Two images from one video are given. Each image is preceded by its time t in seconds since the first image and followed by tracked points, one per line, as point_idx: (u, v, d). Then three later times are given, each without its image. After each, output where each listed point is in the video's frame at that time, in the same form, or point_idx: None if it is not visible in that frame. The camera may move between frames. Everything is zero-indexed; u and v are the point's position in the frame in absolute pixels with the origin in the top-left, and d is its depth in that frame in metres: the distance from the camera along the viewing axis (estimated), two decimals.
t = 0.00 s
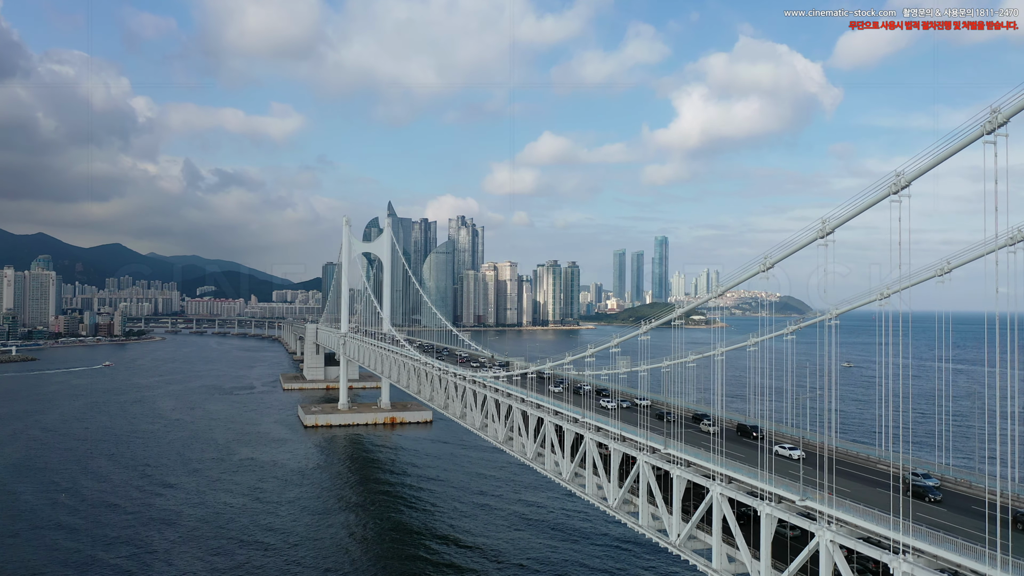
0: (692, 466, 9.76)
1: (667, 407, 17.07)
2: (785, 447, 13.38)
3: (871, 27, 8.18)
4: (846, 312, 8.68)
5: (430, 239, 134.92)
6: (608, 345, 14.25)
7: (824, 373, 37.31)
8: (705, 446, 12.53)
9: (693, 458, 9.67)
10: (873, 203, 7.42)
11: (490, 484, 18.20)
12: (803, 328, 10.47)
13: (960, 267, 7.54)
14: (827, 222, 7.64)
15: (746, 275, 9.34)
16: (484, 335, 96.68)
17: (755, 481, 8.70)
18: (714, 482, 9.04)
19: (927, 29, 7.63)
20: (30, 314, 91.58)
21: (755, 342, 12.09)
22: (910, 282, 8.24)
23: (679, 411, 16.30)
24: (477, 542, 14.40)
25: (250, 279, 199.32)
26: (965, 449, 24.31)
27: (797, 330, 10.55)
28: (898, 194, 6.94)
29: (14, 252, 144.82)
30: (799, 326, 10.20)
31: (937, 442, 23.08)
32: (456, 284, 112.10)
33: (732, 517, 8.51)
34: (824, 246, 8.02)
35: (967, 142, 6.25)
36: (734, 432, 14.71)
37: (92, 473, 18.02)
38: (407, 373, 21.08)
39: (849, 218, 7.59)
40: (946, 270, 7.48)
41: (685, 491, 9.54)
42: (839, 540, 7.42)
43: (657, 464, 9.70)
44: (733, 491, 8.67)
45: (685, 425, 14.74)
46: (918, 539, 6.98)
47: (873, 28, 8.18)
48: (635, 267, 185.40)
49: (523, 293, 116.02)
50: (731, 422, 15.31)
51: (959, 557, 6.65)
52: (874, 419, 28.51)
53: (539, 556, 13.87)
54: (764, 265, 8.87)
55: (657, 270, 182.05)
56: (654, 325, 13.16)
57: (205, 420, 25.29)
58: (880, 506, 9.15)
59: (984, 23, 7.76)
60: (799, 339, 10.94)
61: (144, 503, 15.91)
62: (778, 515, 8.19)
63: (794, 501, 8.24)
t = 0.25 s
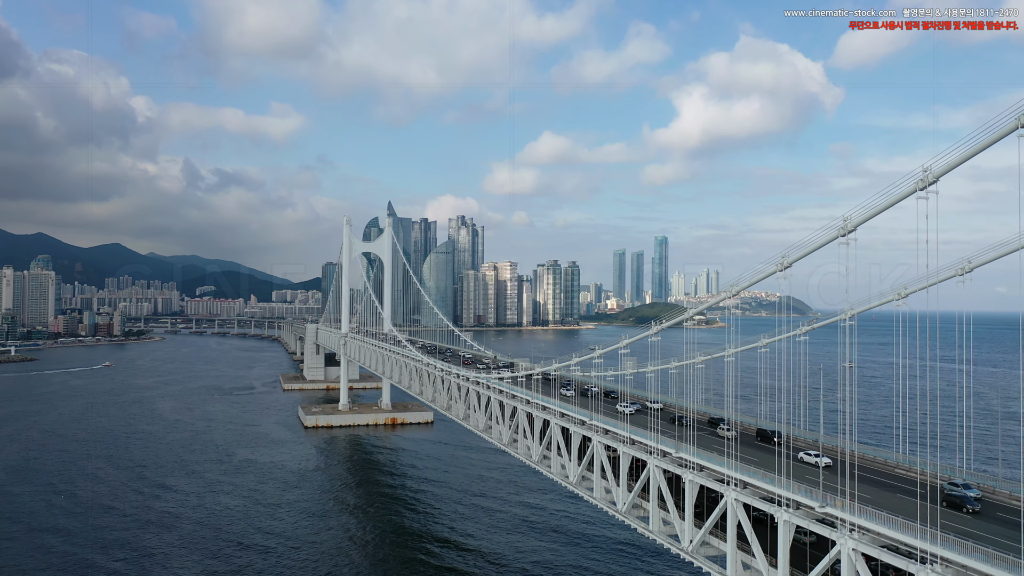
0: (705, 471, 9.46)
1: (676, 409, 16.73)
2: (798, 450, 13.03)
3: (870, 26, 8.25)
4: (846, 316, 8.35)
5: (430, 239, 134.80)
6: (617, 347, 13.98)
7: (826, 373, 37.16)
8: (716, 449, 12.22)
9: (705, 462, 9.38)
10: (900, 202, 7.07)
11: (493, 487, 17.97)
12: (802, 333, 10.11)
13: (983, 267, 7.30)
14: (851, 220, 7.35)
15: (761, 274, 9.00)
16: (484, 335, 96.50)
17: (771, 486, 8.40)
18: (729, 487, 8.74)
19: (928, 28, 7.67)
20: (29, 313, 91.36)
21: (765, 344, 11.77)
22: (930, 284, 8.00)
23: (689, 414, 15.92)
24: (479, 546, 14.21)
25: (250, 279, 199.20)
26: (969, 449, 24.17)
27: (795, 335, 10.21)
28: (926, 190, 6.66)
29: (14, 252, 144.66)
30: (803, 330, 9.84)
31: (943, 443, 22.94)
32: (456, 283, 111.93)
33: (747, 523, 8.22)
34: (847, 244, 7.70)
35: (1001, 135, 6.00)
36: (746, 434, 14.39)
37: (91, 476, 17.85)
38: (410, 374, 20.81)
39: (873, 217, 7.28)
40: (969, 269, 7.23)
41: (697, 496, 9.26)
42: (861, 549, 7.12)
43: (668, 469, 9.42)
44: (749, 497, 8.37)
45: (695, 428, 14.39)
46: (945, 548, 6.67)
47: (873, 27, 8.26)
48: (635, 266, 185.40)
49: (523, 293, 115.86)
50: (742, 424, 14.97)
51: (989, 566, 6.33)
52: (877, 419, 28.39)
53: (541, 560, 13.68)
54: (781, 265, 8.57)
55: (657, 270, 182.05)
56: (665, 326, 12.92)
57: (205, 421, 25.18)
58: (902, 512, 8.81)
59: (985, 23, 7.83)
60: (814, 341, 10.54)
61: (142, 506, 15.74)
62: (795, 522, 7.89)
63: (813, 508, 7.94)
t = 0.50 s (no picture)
0: (718, 475, 9.22)
1: (685, 411, 16.45)
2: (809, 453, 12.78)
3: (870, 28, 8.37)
4: (861, 317, 8.11)
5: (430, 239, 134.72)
6: (627, 347, 13.71)
7: (827, 373, 37.07)
8: (726, 452, 11.98)
9: (718, 466, 9.14)
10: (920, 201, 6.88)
11: (495, 491, 17.72)
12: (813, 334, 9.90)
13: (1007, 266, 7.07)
14: (874, 216, 7.16)
15: (777, 275, 8.80)
16: (485, 335, 96.32)
17: (787, 491, 8.16)
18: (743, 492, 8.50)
19: (927, 29, 7.77)
20: (28, 314, 91.25)
21: (776, 345, 11.54)
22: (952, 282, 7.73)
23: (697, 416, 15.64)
24: (480, 550, 14.04)
25: (250, 279, 199.05)
26: (973, 449, 24.03)
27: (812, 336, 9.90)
28: (953, 187, 6.44)
29: (13, 252, 144.50)
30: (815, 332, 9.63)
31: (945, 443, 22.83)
32: (456, 283, 111.71)
33: (763, 529, 8.00)
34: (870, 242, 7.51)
35: None
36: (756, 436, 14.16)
37: (89, 478, 17.71)
38: (412, 375, 20.57)
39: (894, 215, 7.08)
40: (991, 267, 7.02)
41: (710, 501, 9.01)
42: (885, 558, 6.87)
43: (680, 473, 9.16)
44: (764, 502, 8.13)
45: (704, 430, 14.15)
46: (977, 559, 6.41)
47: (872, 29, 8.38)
48: (634, 266, 185.33)
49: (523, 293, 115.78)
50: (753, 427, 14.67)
51: None
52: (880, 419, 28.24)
53: (543, 563, 13.51)
54: (799, 265, 8.35)
55: (657, 270, 181.97)
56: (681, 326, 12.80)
57: (205, 422, 25.07)
58: (922, 519, 8.57)
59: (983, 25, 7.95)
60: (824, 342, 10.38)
61: (140, 509, 15.59)
62: (815, 530, 7.64)
63: (832, 514, 7.69)
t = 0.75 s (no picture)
0: (731, 480, 8.94)
1: (692, 413, 16.15)
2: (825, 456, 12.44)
3: (869, 28, 8.50)
4: (880, 316, 7.86)
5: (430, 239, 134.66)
6: (634, 349, 13.41)
7: (828, 373, 37.01)
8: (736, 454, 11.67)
9: (732, 471, 8.86)
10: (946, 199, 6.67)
11: (497, 494, 17.51)
12: (827, 336, 9.62)
13: None
14: (899, 214, 6.95)
15: (795, 275, 8.55)
16: (485, 335, 96.17)
17: (805, 497, 7.89)
18: (759, 498, 8.22)
19: (927, 28, 7.88)
20: (28, 313, 91.11)
21: (788, 346, 11.28)
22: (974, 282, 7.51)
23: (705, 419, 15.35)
24: (482, 555, 13.85)
25: (250, 279, 198.86)
26: (975, 450, 23.97)
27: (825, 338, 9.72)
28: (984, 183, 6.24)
29: (13, 252, 144.29)
30: (830, 332, 9.42)
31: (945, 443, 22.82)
32: (456, 284, 111.53)
33: (780, 536, 7.74)
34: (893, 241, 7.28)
35: None
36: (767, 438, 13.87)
37: (88, 480, 17.58)
38: (413, 376, 20.31)
39: (919, 213, 6.86)
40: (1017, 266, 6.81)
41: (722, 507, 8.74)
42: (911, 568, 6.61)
43: (692, 477, 8.88)
44: (781, 509, 7.87)
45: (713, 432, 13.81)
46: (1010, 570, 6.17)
47: (871, 29, 8.51)
48: (633, 266, 185.51)
49: (523, 293, 115.73)
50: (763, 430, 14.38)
51: None
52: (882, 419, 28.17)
53: (545, 568, 13.34)
54: (818, 263, 8.10)
55: (656, 270, 181.98)
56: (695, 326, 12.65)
57: (205, 422, 24.96)
58: (945, 526, 8.30)
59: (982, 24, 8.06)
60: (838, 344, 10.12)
61: (139, 511, 15.44)
62: (836, 537, 7.37)
63: (853, 522, 7.42)
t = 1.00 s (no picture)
0: (746, 484, 8.67)
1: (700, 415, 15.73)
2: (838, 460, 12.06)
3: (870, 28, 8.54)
4: (898, 318, 7.58)
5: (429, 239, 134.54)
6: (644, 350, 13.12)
7: (830, 374, 36.87)
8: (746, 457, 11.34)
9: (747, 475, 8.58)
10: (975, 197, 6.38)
11: (499, 497, 17.30)
12: (844, 336, 9.33)
13: None
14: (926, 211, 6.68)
15: (814, 275, 8.18)
16: (484, 335, 95.96)
17: (824, 503, 7.62)
18: (776, 503, 7.94)
19: (928, 28, 7.91)
20: (27, 313, 90.94)
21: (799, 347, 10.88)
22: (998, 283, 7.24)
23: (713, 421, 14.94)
24: (483, 560, 13.64)
25: (249, 279, 198.63)
26: (979, 451, 23.84)
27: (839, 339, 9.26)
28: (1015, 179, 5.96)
29: (12, 252, 144.07)
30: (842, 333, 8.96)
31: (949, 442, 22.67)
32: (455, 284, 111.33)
33: (797, 542, 7.49)
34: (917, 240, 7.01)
35: None
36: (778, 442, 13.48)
37: (85, 481, 17.45)
38: (414, 377, 20.01)
39: (947, 211, 6.57)
40: None
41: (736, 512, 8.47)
42: None
43: (705, 482, 8.61)
44: (800, 515, 7.59)
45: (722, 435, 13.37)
46: None
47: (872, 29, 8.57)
48: (633, 267, 185.48)
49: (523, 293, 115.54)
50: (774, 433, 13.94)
51: None
52: (885, 421, 28.01)
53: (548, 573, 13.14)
54: (839, 263, 7.79)
55: (656, 270, 181.93)
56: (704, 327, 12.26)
57: (204, 423, 24.81)
58: (969, 533, 8.00)
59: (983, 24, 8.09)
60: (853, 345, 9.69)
61: (135, 513, 15.30)
62: (857, 545, 7.09)
63: (874, 529, 7.15)
